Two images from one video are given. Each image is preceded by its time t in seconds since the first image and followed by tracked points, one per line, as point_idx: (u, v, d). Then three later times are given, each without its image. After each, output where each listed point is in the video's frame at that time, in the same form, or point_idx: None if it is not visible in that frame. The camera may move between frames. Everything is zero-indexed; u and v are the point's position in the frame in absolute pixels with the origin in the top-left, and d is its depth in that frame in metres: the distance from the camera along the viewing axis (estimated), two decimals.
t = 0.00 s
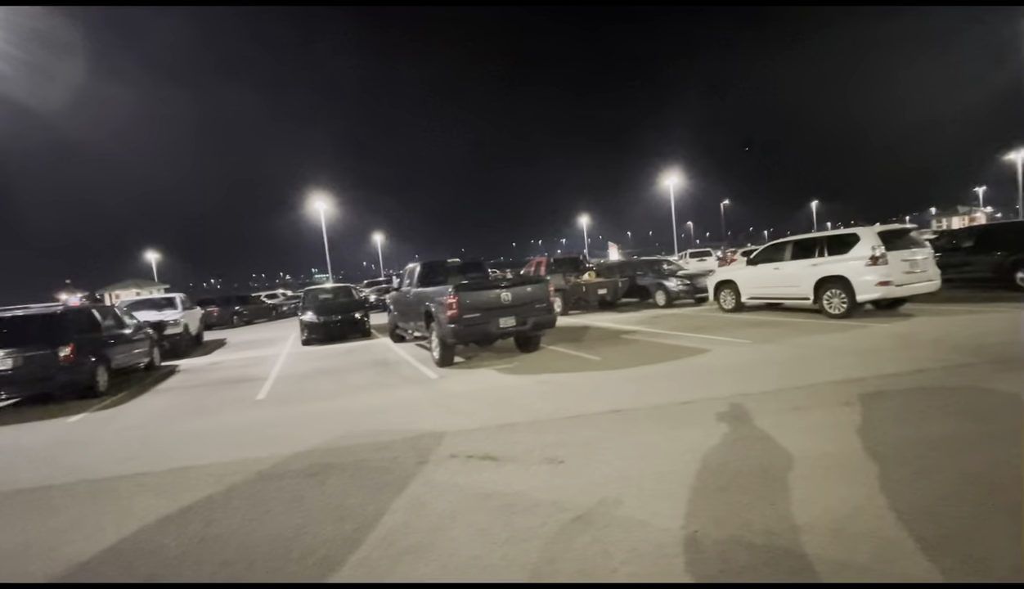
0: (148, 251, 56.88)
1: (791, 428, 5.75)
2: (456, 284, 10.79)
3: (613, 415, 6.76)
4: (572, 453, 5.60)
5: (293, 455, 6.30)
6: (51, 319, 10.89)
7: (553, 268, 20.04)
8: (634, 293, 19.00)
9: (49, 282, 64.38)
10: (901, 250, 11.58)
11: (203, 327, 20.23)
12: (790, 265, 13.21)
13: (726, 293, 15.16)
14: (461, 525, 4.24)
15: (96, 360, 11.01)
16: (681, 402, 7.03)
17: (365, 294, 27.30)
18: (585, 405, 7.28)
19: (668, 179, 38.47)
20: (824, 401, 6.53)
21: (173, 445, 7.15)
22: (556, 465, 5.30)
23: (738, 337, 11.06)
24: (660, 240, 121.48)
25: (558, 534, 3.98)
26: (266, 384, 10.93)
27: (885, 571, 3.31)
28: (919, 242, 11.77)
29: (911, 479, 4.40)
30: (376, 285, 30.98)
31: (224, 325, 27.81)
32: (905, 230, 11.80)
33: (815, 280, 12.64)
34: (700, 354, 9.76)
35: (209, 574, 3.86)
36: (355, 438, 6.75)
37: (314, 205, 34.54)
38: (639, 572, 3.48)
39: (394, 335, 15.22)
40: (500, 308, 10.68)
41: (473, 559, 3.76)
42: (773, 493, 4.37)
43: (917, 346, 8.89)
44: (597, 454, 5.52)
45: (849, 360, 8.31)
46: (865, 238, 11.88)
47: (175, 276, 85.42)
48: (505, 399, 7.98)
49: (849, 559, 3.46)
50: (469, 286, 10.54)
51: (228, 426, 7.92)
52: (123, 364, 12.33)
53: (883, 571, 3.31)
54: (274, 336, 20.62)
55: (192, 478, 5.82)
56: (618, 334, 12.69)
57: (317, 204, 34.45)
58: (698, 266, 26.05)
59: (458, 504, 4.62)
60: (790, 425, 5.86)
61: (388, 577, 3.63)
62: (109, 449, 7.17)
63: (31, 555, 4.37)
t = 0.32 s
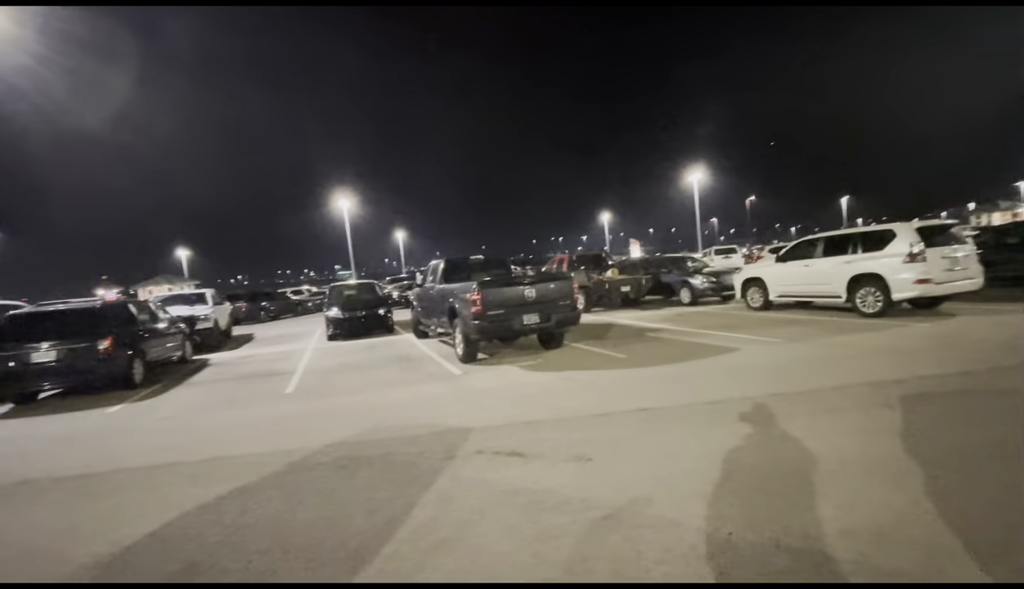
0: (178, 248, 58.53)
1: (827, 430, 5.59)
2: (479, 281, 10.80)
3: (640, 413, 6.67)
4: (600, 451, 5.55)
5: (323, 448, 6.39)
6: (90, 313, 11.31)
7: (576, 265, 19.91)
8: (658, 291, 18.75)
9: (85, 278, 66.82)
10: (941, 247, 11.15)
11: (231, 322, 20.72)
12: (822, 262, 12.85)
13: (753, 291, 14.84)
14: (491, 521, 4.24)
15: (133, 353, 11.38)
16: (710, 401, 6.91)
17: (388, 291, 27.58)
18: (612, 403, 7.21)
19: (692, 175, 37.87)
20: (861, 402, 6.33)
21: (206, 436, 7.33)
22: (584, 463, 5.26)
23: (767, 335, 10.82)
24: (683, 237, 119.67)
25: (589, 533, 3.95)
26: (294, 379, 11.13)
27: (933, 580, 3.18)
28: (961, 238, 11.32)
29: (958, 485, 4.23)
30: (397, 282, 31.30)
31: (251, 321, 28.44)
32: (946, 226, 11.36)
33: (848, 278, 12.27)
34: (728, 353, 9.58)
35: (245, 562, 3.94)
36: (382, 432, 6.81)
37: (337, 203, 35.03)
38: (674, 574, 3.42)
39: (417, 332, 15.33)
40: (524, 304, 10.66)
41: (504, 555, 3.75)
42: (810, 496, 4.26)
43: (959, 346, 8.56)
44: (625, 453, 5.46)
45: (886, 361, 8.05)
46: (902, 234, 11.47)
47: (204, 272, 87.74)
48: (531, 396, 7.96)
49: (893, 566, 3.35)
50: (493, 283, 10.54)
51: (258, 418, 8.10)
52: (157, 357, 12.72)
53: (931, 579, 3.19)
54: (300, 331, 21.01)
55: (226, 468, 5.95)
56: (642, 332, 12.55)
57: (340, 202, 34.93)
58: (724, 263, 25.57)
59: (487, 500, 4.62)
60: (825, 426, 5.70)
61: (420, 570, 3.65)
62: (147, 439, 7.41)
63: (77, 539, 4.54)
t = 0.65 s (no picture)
0: (209, 247, 60.27)
1: (867, 433, 5.40)
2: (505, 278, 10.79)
3: (669, 412, 6.57)
4: (630, 449, 5.48)
5: (352, 441, 6.48)
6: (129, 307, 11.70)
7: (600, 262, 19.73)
8: (684, 289, 18.44)
9: (122, 273, 69.32)
10: (987, 244, 10.66)
11: (261, 317, 21.22)
12: (858, 260, 12.44)
13: (785, 289, 14.45)
14: (520, 517, 4.23)
15: (169, 346, 11.75)
16: (742, 401, 6.74)
17: (412, 288, 27.86)
18: (640, 402, 7.11)
19: (719, 172, 37.11)
20: (902, 405, 6.10)
21: (239, 427, 7.52)
22: (613, 461, 5.20)
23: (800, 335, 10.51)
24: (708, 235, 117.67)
25: (621, 533, 3.89)
26: (322, 373, 11.33)
27: None
28: (1009, 235, 10.79)
29: (1012, 493, 4.02)
30: (421, 279, 31.55)
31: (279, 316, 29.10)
32: (993, 222, 10.85)
33: (886, 276, 11.84)
34: (759, 352, 9.35)
35: (279, 552, 4.01)
36: (410, 426, 6.87)
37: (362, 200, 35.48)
38: (709, 577, 3.35)
39: (442, 328, 15.43)
40: (549, 301, 10.61)
41: (535, 552, 3.73)
42: (853, 502, 4.10)
43: (1008, 348, 8.16)
44: (655, 452, 5.37)
45: (928, 362, 7.73)
46: (945, 230, 11.01)
47: (233, 269, 90.21)
48: (557, 393, 7.92)
49: (944, 576, 3.20)
50: (518, 280, 10.51)
51: (288, 411, 8.25)
52: (191, 350, 13.10)
53: None
54: (327, 327, 21.36)
55: (259, 459, 6.09)
56: (669, 330, 12.36)
57: (365, 200, 35.34)
58: (752, 260, 25.04)
59: (516, 496, 4.60)
60: (865, 429, 5.50)
61: (451, 565, 3.65)
62: (183, 429, 7.63)
63: (120, 524, 4.70)
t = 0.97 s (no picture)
0: (246, 244, 62.24)
1: (916, 436, 5.15)
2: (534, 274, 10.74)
3: (704, 412, 6.41)
4: (664, 449, 5.38)
5: (384, 434, 6.57)
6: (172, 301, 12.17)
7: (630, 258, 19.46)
8: (717, 286, 18.01)
9: (165, 269, 72.21)
10: None
11: (295, 312, 21.79)
12: (904, 256, 11.88)
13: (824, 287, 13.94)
14: (553, 514, 4.19)
15: (209, 339, 12.17)
16: (781, 401, 6.53)
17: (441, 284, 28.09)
18: (673, 400, 6.97)
19: (754, 166, 36.07)
20: (955, 408, 5.79)
21: (276, 419, 7.73)
22: (647, 461, 5.10)
23: (841, 334, 10.12)
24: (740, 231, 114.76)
25: (656, 533, 3.81)
26: (354, 367, 11.55)
27: None
28: None
29: None
30: (449, 275, 31.82)
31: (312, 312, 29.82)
32: None
33: (935, 273, 11.28)
34: (797, 351, 9.05)
35: (315, 542, 4.09)
36: (441, 421, 6.92)
37: (393, 197, 35.92)
38: (749, 581, 3.24)
39: (470, 324, 15.51)
40: (579, 298, 10.52)
41: (568, 550, 3.69)
42: (903, 509, 3.91)
43: None
44: (690, 452, 5.25)
45: (982, 363, 7.32)
46: (1002, 225, 10.42)
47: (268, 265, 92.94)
48: (587, 390, 7.84)
49: None
50: (548, 276, 10.45)
51: (323, 404, 8.43)
52: (230, 344, 13.56)
53: None
54: (358, 322, 21.75)
55: (295, 450, 6.24)
56: (702, 328, 12.09)
57: (396, 195, 35.76)
58: (788, 257, 24.26)
59: (548, 493, 4.57)
60: (914, 433, 5.24)
61: (483, 561, 3.66)
62: (223, 420, 7.89)
63: (166, 510, 4.89)
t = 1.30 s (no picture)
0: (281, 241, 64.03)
1: (974, 444, 4.86)
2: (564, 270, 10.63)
3: (742, 412, 6.22)
4: (701, 449, 5.24)
5: (417, 428, 6.63)
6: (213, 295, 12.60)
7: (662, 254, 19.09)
8: (752, 283, 17.49)
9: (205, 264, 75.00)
10: None
11: (328, 307, 22.28)
12: (958, 253, 11.24)
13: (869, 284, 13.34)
14: (588, 514, 4.14)
15: (248, 332, 12.56)
16: (824, 403, 6.27)
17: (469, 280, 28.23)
18: (709, 400, 6.78)
19: (792, 159, 34.82)
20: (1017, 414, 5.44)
21: (311, 411, 7.91)
22: (683, 461, 4.98)
23: (888, 334, 9.66)
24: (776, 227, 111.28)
25: (695, 536, 3.71)
26: (386, 361, 11.72)
27: None
28: None
29: None
30: (478, 271, 31.94)
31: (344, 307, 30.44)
32: None
33: (992, 271, 10.63)
34: (840, 352, 8.69)
35: (352, 533, 4.15)
36: (472, 416, 6.93)
37: (422, 194, 36.24)
38: None
39: (499, 320, 15.53)
40: (610, 294, 10.37)
41: (605, 551, 3.63)
42: (961, 520, 3.70)
43: None
44: (729, 453, 5.10)
45: None
46: None
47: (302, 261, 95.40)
48: (619, 388, 7.72)
49: None
50: (579, 272, 10.34)
51: (356, 397, 8.58)
52: (267, 337, 13.96)
53: None
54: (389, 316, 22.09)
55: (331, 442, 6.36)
56: (737, 327, 11.75)
57: (425, 193, 36.12)
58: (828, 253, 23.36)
59: (583, 492, 4.51)
60: (972, 440, 4.95)
61: (518, 557, 3.63)
62: (262, 411, 8.13)
63: (210, 496, 5.05)
